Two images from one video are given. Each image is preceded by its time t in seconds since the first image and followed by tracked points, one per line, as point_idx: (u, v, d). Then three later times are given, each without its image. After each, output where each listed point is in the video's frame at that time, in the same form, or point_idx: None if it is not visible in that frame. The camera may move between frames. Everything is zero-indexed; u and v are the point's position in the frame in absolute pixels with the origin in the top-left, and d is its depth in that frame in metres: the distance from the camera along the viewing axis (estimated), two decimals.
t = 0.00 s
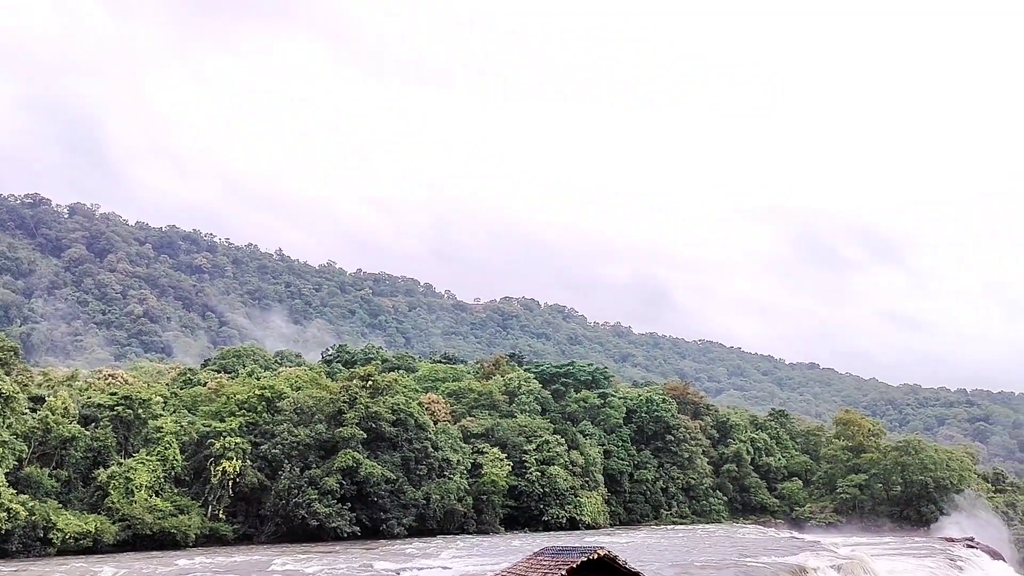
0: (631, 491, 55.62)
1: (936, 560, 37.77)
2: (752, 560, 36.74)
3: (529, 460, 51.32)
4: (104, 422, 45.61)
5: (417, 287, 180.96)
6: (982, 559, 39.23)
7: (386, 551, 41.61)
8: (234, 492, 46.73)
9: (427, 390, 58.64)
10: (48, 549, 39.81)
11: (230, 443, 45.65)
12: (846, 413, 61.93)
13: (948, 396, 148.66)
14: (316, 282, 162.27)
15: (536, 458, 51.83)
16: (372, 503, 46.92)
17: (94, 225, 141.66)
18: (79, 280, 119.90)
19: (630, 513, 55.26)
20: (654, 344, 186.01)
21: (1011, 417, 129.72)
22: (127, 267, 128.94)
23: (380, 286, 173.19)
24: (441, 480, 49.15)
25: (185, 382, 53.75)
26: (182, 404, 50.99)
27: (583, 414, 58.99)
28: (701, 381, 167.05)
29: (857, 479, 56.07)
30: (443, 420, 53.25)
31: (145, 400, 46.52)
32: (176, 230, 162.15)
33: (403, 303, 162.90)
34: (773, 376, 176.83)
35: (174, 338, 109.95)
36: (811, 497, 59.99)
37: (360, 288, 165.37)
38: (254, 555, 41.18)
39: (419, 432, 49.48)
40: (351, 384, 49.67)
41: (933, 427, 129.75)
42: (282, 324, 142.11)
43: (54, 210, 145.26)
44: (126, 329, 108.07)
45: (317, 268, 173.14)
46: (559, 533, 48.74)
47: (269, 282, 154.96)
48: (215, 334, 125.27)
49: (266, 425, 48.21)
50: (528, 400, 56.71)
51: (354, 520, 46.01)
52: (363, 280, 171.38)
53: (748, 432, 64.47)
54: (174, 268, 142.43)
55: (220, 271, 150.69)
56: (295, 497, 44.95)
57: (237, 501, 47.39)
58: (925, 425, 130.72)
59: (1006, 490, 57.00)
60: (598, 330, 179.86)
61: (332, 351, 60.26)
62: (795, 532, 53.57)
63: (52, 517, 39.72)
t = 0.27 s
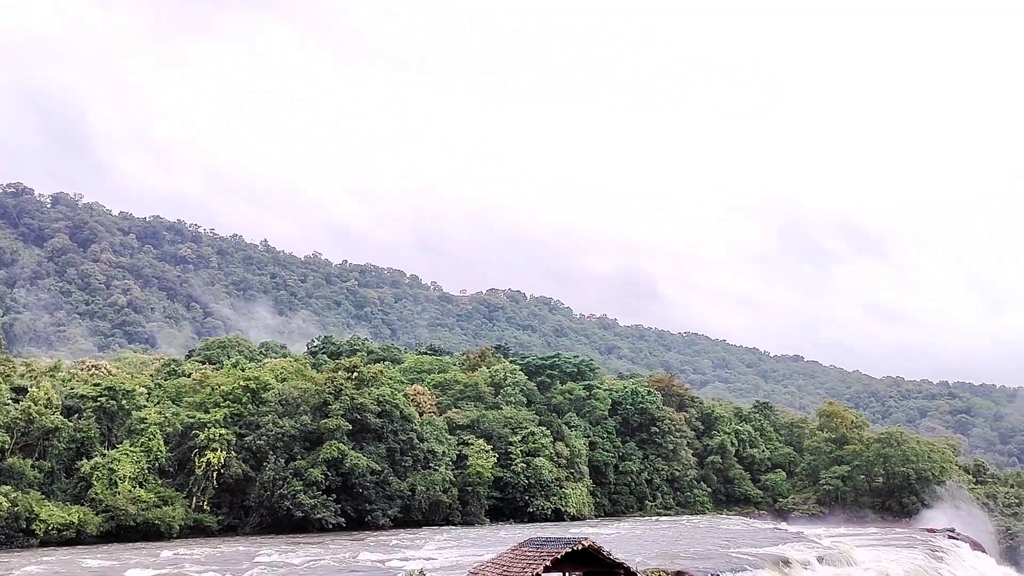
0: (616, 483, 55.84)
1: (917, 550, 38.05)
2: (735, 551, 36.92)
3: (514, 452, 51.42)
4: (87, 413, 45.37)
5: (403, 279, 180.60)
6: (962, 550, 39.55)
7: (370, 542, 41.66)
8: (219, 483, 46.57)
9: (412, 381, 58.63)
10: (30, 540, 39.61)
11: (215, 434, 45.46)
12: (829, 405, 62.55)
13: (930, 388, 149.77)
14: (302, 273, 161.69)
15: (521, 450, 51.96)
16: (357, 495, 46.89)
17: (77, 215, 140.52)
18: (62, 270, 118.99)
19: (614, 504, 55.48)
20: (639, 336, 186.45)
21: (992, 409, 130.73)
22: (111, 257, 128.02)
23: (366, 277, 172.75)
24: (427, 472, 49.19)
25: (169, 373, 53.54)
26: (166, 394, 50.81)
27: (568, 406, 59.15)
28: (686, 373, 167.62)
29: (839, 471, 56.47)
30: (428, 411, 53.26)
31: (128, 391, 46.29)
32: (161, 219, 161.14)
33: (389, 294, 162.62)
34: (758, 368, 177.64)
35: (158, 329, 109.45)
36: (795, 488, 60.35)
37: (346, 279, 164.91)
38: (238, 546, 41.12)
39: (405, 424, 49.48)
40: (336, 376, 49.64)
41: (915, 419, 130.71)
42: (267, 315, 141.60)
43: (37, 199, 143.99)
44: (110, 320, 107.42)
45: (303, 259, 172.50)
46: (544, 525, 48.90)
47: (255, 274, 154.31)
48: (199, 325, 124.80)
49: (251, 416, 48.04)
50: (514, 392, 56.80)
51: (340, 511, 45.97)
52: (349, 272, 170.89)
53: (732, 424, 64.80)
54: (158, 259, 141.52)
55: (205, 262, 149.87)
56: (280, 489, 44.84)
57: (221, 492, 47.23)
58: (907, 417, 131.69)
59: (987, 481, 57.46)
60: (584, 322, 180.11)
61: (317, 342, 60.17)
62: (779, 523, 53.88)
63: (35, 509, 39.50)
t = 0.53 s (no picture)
0: (601, 474, 56.05)
1: (899, 542, 38.37)
2: (719, 542, 37.11)
3: (500, 444, 51.50)
4: (70, 404, 45.11)
5: (389, 270, 180.23)
6: (944, 541, 39.90)
7: (355, 534, 41.67)
8: (203, 474, 46.41)
9: (398, 372, 58.59)
10: (13, 531, 39.44)
11: (199, 426, 45.27)
12: (814, 397, 62.86)
13: (913, 381, 150.95)
14: (287, 264, 161.09)
15: (507, 441, 52.08)
16: (343, 486, 46.84)
17: (60, 205, 139.35)
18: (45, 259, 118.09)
19: (599, 496, 55.69)
20: (625, 328, 186.88)
21: (974, 402, 131.87)
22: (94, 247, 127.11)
23: (352, 269, 172.28)
24: (412, 463, 49.21)
25: (153, 364, 53.28)
26: (150, 385, 50.58)
27: (554, 398, 59.27)
28: (671, 365, 168.25)
29: (823, 463, 56.86)
30: (414, 402, 53.25)
31: (112, 381, 46.06)
32: (145, 209, 159.99)
33: (375, 285, 162.31)
34: (743, 361, 178.49)
35: (142, 320, 108.97)
36: (778, 480, 60.72)
37: (332, 270, 164.44)
38: (223, 537, 41.02)
39: (391, 415, 49.45)
40: (322, 367, 49.57)
41: (898, 412, 131.79)
42: (252, 306, 141.07)
43: (19, 188, 142.66)
44: (94, 310, 106.80)
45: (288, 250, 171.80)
46: (529, 516, 49.04)
47: (240, 264, 153.65)
48: (183, 316, 124.27)
49: (236, 407, 47.85)
50: (500, 384, 56.85)
51: (325, 503, 45.92)
52: (335, 263, 170.37)
53: (717, 416, 65.15)
54: (142, 249, 140.60)
55: (189, 253, 149.02)
56: (265, 480, 44.71)
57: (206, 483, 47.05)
58: (890, 410, 132.75)
59: (968, 472, 57.98)
60: (569, 314, 180.35)
61: (303, 333, 60.02)
62: (762, 515, 54.22)
63: (17, 500, 39.26)
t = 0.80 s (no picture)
0: (586, 464, 56.25)
1: (880, 531, 38.67)
2: (702, 531, 37.34)
3: (485, 434, 51.56)
4: (53, 393, 44.83)
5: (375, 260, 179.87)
6: (925, 530, 40.27)
7: (340, 523, 41.68)
8: (187, 464, 46.24)
9: (383, 362, 58.54)
10: None
11: (183, 415, 45.07)
12: (797, 387, 63.23)
13: (895, 371, 152.24)
14: (272, 254, 160.48)
15: (492, 432, 52.14)
16: (328, 475, 46.80)
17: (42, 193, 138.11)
18: (27, 247, 117.22)
19: (584, 485, 55.88)
20: (610, 319, 187.27)
21: (955, 392, 133.02)
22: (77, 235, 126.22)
23: (337, 258, 171.80)
24: (397, 453, 49.21)
25: (137, 353, 53.01)
26: (134, 374, 50.35)
27: (539, 387, 59.40)
28: (657, 356, 168.79)
29: (806, 453, 57.23)
30: (399, 392, 53.21)
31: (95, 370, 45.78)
32: (128, 197, 158.83)
33: (360, 275, 162.01)
34: (727, 351, 179.38)
35: (126, 308, 108.52)
36: (762, 470, 61.08)
37: (317, 260, 163.91)
38: (207, 527, 40.91)
39: (376, 405, 49.40)
40: (306, 356, 49.48)
41: (880, 402, 132.88)
42: (237, 295, 140.54)
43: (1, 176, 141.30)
44: (77, 299, 106.22)
45: (273, 239, 171.08)
46: (514, 506, 49.17)
47: (224, 253, 152.93)
48: (167, 305, 123.73)
49: (220, 396, 47.67)
50: (485, 374, 56.90)
51: (310, 492, 45.86)
52: (320, 253, 169.84)
53: (701, 406, 65.45)
54: (126, 237, 139.64)
55: (173, 241, 148.12)
56: (249, 470, 44.58)
57: (190, 473, 46.88)
58: (873, 400, 133.81)
59: (948, 462, 58.48)
60: (555, 305, 180.59)
61: (288, 323, 59.87)
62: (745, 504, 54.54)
63: None
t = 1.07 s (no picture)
0: (570, 452, 56.47)
1: (860, 518, 39.07)
2: (684, 518, 37.60)
3: (470, 422, 51.65)
4: (35, 380, 44.53)
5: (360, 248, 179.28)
6: (904, 518, 40.72)
7: (324, 510, 41.70)
8: (170, 451, 46.05)
9: (368, 350, 58.47)
10: None
11: (166, 402, 44.89)
12: (780, 376, 63.60)
13: (877, 361, 153.54)
14: (257, 241, 159.64)
15: (477, 420, 52.24)
16: (312, 463, 46.75)
17: (23, 178, 136.64)
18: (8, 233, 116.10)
19: (569, 473, 56.08)
20: (595, 308, 187.64)
21: (936, 381, 134.32)
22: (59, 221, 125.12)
23: (322, 246, 171.12)
24: (382, 441, 49.23)
25: (119, 340, 52.69)
26: (117, 361, 50.06)
27: (525, 376, 59.50)
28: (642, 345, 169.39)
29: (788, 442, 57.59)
30: (384, 380, 53.19)
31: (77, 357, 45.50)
32: (111, 183, 157.37)
33: (345, 263, 161.55)
34: (711, 341, 180.28)
35: (109, 295, 107.86)
36: (744, 458, 61.49)
37: (301, 247, 163.20)
38: (191, 514, 40.80)
39: (361, 393, 49.36)
40: (291, 344, 49.36)
41: (862, 392, 134.03)
42: (221, 283, 139.84)
43: None
44: (58, 285, 105.42)
45: (258, 227, 170.11)
46: (498, 493, 49.29)
47: (208, 241, 152.00)
48: (150, 292, 122.97)
49: (204, 384, 47.49)
50: (470, 362, 56.94)
51: (294, 480, 45.82)
52: (305, 240, 169.09)
53: (685, 395, 65.76)
54: (109, 224, 138.47)
55: (157, 228, 147.03)
56: (233, 457, 44.47)
57: (173, 460, 46.69)
58: (855, 390, 134.94)
59: (927, 451, 59.10)
60: (540, 294, 180.73)
61: (272, 310, 59.66)
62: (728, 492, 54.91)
63: None
